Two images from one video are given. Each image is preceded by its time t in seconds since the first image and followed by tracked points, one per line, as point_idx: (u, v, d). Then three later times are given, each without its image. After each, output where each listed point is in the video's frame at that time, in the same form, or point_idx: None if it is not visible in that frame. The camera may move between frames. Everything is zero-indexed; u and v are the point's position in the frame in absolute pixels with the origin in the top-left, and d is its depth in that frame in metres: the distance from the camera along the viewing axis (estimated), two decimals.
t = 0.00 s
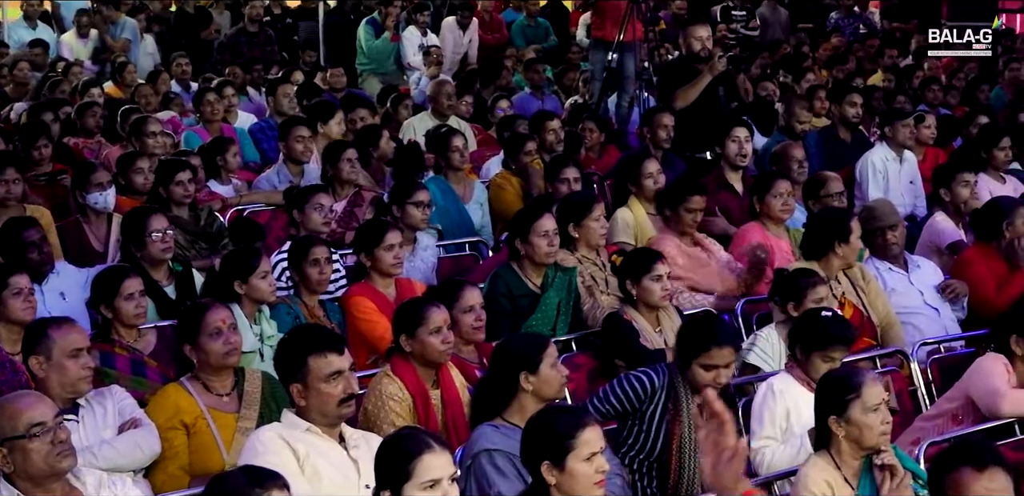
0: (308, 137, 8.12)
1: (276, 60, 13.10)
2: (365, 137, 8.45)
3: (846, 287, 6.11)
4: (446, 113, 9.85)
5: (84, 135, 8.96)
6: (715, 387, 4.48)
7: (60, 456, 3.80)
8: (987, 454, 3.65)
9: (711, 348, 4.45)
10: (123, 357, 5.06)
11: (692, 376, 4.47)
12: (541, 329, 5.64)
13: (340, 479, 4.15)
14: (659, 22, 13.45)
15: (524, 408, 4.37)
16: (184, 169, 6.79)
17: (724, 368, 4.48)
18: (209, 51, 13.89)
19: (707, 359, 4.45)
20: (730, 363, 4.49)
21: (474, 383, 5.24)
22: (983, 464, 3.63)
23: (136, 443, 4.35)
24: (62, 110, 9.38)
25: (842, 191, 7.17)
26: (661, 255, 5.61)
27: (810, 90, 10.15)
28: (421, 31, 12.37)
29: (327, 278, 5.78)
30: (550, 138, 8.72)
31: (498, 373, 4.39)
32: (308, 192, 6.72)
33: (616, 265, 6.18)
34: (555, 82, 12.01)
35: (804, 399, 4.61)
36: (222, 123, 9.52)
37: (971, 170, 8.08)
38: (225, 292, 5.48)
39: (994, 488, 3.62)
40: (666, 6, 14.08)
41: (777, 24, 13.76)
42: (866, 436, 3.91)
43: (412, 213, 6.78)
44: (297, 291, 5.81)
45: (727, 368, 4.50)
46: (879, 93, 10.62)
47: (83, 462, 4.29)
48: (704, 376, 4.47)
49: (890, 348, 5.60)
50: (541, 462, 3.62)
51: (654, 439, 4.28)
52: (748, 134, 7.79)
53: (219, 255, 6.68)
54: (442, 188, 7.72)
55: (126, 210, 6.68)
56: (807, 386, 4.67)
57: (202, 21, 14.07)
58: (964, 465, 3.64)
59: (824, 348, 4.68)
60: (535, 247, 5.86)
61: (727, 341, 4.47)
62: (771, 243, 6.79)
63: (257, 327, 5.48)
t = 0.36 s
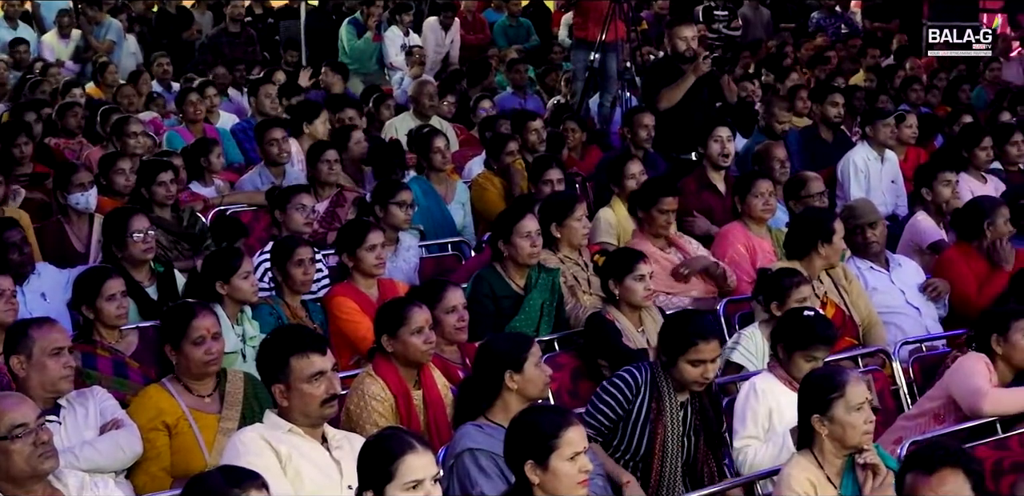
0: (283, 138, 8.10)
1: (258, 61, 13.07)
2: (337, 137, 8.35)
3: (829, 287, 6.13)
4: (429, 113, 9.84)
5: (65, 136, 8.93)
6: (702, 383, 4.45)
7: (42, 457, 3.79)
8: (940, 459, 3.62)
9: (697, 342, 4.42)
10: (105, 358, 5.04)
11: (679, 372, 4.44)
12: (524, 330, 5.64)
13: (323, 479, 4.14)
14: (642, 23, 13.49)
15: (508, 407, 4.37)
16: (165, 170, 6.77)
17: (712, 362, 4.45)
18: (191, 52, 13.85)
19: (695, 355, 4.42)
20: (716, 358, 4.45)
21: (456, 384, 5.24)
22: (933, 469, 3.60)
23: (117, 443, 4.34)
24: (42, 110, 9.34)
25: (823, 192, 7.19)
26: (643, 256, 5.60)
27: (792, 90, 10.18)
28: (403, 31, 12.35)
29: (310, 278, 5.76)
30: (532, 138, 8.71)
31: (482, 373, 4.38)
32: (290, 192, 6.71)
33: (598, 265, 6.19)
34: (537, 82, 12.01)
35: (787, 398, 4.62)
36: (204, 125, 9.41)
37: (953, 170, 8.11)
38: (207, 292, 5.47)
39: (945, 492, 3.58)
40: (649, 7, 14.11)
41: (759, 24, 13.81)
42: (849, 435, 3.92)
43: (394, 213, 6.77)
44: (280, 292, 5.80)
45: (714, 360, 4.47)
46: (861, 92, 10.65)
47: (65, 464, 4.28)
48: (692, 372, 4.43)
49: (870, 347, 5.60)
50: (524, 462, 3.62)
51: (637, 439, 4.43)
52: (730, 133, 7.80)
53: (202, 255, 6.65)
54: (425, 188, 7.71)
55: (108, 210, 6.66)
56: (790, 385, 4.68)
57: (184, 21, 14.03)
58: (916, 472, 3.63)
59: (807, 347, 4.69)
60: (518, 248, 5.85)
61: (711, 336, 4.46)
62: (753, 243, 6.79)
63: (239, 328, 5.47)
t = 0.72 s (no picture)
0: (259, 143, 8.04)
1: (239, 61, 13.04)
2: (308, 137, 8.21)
3: (809, 286, 6.16)
4: (410, 113, 9.84)
5: (45, 136, 8.90)
6: (704, 393, 4.38)
7: (23, 458, 3.77)
8: (914, 457, 3.44)
9: (702, 354, 4.35)
10: (86, 360, 5.02)
11: (682, 383, 4.36)
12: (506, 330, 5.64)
13: (304, 480, 4.14)
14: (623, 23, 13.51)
15: (491, 407, 4.37)
16: (146, 171, 6.75)
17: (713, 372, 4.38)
18: (172, 52, 13.81)
19: (698, 365, 4.35)
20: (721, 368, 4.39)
21: (439, 384, 5.23)
22: (907, 467, 3.43)
23: (98, 443, 4.33)
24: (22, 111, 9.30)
25: (804, 191, 7.21)
26: (625, 256, 5.61)
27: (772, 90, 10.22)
28: (384, 32, 12.34)
29: (292, 278, 5.76)
30: (513, 138, 8.74)
31: (464, 374, 4.38)
32: (272, 192, 6.70)
33: (580, 265, 6.20)
34: (518, 82, 12.03)
35: (765, 397, 4.64)
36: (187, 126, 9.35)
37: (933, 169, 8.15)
38: (188, 293, 5.45)
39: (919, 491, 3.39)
40: (629, 6, 14.14)
41: (740, 24, 13.87)
42: (831, 435, 3.94)
43: (376, 214, 6.77)
44: (261, 292, 5.79)
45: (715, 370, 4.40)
46: (842, 93, 10.70)
47: (45, 464, 4.26)
48: (695, 383, 4.36)
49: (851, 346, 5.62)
50: (506, 462, 3.62)
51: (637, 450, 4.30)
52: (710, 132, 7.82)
53: (183, 255, 6.63)
54: (407, 188, 7.71)
55: (88, 211, 6.64)
56: (770, 385, 4.70)
57: (165, 21, 14.00)
58: (891, 471, 3.45)
59: (788, 346, 4.71)
60: (502, 249, 5.85)
61: (715, 346, 4.38)
62: (735, 243, 6.80)
63: (220, 329, 5.46)
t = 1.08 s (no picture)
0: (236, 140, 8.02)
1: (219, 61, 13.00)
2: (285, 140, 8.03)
3: (789, 285, 6.18)
4: (390, 113, 9.84)
5: (25, 137, 8.86)
6: (669, 369, 4.57)
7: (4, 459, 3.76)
8: (892, 454, 3.40)
9: (653, 327, 4.56)
10: (66, 360, 5.00)
11: (645, 367, 4.54)
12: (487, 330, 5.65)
13: (286, 480, 4.13)
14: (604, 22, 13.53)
15: (473, 407, 4.36)
16: (127, 171, 6.73)
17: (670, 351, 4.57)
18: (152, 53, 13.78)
19: (654, 346, 4.54)
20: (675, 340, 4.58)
21: (420, 384, 5.22)
22: (885, 464, 3.37)
23: (80, 444, 4.32)
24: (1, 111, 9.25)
25: (786, 190, 7.24)
26: (606, 256, 5.62)
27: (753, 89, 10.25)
28: (365, 32, 12.32)
29: (273, 279, 5.74)
30: (494, 138, 8.76)
31: (446, 374, 4.38)
32: (253, 192, 6.69)
33: (561, 265, 6.21)
34: (498, 82, 12.04)
35: (747, 396, 4.64)
36: (169, 126, 9.32)
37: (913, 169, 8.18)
38: (169, 294, 5.44)
39: (898, 486, 3.33)
40: (609, 7, 14.15)
41: (720, 24, 13.92)
42: (812, 434, 3.95)
43: (358, 214, 6.76)
44: (242, 293, 5.78)
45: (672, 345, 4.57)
46: (822, 94, 10.74)
47: (26, 465, 4.25)
48: (659, 365, 4.54)
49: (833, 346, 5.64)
50: (487, 462, 3.63)
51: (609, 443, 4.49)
52: (691, 133, 7.84)
53: (163, 256, 6.62)
54: (389, 188, 7.71)
55: (68, 212, 6.61)
56: (752, 385, 4.70)
57: (146, 21, 13.97)
58: (869, 468, 3.39)
59: (769, 345, 4.72)
60: (484, 250, 5.85)
61: (663, 325, 4.60)
62: (715, 241, 6.84)
63: (201, 329, 5.45)
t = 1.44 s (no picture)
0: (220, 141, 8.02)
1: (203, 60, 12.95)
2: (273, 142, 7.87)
3: (771, 285, 6.19)
4: (374, 113, 9.83)
5: (7, 137, 8.82)
6: (606, 355, 4.65)
7: None
8: (873, 453, 3.40)
9: (589, 314, 4.66)
10: (50, 361, 4.99)
11: (581, 352, 4.62)
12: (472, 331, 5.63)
13: (271, 481, 4.13)
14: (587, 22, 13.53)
15: (459, 407, 4.36)
16: (111, 172, 6.71)
17: (602, 334, 4.66)
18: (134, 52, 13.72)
19: (589, 330, 4.63)
20: (610, 325, 4.68)
21: (404, 383, 5.22)
22: (866, 462, 3.38)
23: (63, 446, 4.31)
24: None
25: (771, 190, 7.25)
26: (591, 256, 5.64)
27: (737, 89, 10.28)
28: (349, 32, 12.31)
29: (256, 279, 5.73)
30: (478, 138, 8.78)
31: (429, 373, 4.38)
32: (238, 192, 6.68)
33: (546, 264, 6.22)
34: (481, 82, 12.04)
35: (731, 395, 4.66)
36: (153, 126, 9.30)
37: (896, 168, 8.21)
38: (153, 294, 5.42)
39: (879, 484, 3.34)
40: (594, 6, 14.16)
41: (704, 23, 13.94)
42: (796, 433, 3.96)
43: (342, 214, 6.76)
44: (225, 293, 5.77)
45: (608, 330, 4.68)
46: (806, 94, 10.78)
47: (9, 467, 4.26)
48: (596, 350, 4.62)
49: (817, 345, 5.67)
50: (475, 462, 3.63)
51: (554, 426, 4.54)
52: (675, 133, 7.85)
53: (146, 256, 6.61)
54: (373, 188, 7.71)
55: (51, 212, 6.59)
56: (736, 384, 4.71)
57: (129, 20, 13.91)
58: (850, 467, 3.40)
59: (754, 345, 4.72)
60: (468, 249, 5.86)
61: (596, 313, 4.68)
62: (699, 241, 6.85)
63: (185, 329, 5.44)
